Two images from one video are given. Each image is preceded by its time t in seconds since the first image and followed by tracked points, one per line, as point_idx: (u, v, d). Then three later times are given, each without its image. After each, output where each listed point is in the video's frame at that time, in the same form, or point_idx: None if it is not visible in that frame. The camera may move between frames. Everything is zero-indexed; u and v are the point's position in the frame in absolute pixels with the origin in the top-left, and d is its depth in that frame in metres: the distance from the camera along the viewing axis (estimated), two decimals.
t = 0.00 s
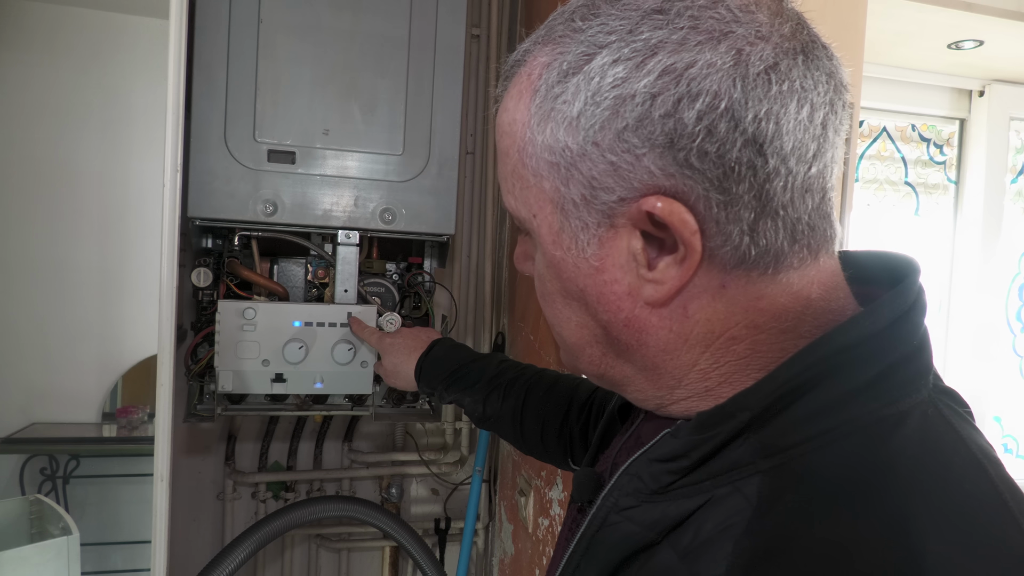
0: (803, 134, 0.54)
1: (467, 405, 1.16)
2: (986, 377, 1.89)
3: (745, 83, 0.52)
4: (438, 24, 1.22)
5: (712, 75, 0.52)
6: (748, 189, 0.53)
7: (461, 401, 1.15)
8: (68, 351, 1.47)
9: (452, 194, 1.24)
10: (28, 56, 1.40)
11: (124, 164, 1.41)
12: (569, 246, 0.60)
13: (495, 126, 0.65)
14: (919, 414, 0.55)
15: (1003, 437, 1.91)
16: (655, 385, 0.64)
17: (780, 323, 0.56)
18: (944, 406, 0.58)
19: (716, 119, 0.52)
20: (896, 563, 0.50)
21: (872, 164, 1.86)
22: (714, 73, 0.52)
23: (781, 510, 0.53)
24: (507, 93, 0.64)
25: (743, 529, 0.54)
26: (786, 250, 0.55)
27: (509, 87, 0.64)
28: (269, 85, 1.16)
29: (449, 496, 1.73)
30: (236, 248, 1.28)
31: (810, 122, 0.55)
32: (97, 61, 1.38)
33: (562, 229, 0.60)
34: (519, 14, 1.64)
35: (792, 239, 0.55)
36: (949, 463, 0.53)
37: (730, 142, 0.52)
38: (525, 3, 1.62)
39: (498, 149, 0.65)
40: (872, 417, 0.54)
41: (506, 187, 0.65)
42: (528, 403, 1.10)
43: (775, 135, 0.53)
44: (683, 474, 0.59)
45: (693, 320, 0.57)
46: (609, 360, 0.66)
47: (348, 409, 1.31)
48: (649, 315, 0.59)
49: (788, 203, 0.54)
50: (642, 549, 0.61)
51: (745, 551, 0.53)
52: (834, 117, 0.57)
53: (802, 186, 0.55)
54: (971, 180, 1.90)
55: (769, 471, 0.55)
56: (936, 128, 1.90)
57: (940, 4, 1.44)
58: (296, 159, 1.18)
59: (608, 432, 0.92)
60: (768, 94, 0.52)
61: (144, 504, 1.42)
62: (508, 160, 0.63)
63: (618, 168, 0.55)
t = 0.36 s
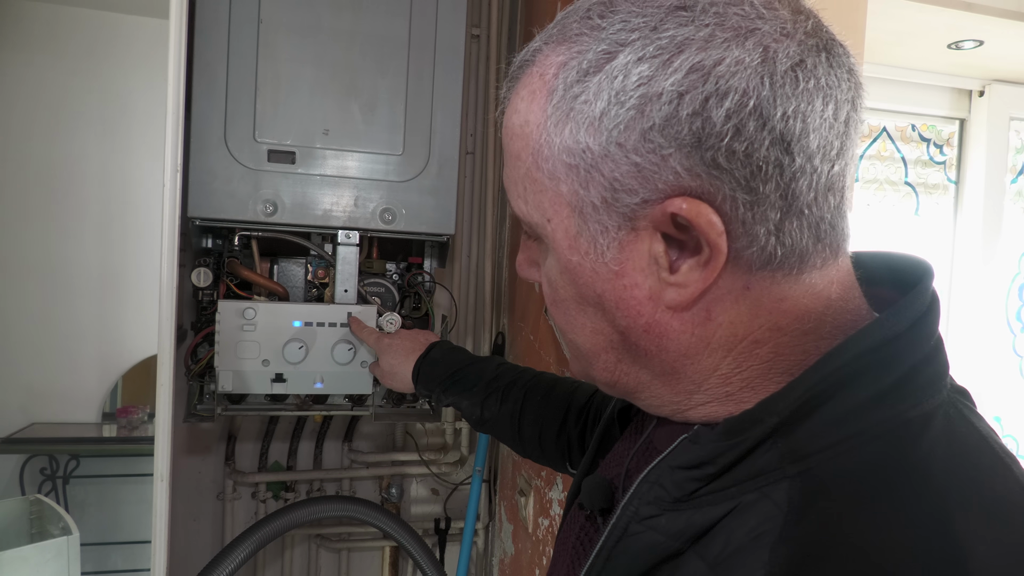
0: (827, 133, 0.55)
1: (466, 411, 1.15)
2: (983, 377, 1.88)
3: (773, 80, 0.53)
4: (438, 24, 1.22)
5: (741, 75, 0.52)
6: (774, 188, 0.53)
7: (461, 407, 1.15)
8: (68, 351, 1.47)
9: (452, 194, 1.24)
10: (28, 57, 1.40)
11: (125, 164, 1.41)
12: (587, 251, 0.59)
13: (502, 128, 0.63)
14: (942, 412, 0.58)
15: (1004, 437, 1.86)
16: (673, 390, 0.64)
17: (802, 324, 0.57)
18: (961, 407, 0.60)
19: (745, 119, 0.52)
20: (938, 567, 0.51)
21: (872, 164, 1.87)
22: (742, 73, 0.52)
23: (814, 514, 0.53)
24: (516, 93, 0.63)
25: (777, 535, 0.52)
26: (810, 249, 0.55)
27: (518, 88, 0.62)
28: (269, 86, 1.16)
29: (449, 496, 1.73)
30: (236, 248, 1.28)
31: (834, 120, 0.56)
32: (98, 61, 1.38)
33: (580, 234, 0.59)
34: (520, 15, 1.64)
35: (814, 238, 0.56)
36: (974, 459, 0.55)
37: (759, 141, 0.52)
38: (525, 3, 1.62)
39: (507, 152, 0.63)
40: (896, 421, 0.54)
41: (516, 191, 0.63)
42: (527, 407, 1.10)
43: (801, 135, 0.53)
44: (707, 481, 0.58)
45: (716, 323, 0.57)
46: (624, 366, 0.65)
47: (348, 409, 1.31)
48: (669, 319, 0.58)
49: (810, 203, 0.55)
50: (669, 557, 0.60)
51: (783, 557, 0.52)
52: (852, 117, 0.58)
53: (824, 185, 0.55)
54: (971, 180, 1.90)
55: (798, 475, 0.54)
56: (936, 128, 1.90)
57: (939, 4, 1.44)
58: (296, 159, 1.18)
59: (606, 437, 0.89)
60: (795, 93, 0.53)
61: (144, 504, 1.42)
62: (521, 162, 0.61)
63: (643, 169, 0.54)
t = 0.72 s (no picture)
0: (840, 134, 0.55)
1: (449, 414, 1.14)
2: (982, 377, 1.87)
3: (789, 78, 0.52)
4: (438, 24, 1.22)
5: (758, 71, 0.52)
6: (786, 187, 0.53)
7: (444, 410, 1.14)
8: (68, 351, 1.47)
9: (452, 194, 1.24)
10: (28, 57, 1.40)
11: (125, 164, 1.41)
12: (593, 245, 0.59)
13: (510, 117, 0.63)
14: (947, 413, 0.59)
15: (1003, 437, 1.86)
16: (678, 391, 0.64)
17: (808, 325, 0.57)
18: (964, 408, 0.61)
19: (760, 115, 0.52)
20: (959, 569, 0.51)
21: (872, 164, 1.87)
22: (760, 69, 0.52)
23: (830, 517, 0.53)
24: (525, 83, 0.62)
25: (791, 543, 0.53)
26: (818, 250, 0.55)
27: (528, 79, 0.62)
28: (269, 85, 1.15)
29: (449, 496, 1.73)
30: (236, 248, 1.28)
31: (848, 119, 0.56)
32: (98, 60, 1.38)
33: (586, 227, 0.58)
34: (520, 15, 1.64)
35: (822, 239, 0.56)
36: (983, 459, 0.56)
37: (773, 138, 0.52)
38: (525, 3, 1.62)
39: (515, 142, 0.62)
40: (902, 425, 0.55)
41: (521, 183, 0.62)
42: (512, 408, 1.10)
43: (814, 134, 0.53)
44: (716, 488, 0.58)
45: (722, 322, 0.57)
46: (626, 364, 0.65)
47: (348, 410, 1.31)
48: (675, 317, 0.58)
49: (820, 203, 0.55)
50: (679, 566, 0.59)
51: (797, 565, 0.52)
52: (864, 118, 0.58)
53: (834, 186, 0.56)
54: (971, 180, 1.90)
55: (809, 481, 0.53)
56: (936, 128, 1.90)
57: (940, 4, 1.43)
58: (296, 159, 1.18)
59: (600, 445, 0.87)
60: (811, 91, 0.53)
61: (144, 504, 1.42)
62: (530, 154, 0.60)
63: (654, 164, 0.54)
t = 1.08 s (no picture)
0: (829, 126, 0.55)
1: (415, 404, 1.13)
2: (982, 376, 1.87)
3: (781, 69, 0.53)
4: (438, 23, 1.22)
5: (750, 61, 0.52)
6: (777, 177, 0.53)
7: (409, 401, 1.13)
8: (68, 351, 1.47)
9: (452, 194, 1.24)
10: (28, 56, 1.40)
11: (125, 163, 1.41)
12: (587, 232, 0.59)
13: (508, 106, 0.63)
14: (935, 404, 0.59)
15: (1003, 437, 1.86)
16: (669, 380, 0.63)
17: (796, 318, 0.57)
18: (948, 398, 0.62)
19: (752, 105, 0.52)
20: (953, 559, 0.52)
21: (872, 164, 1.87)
22: (751, 59, 0.52)
23: (825, 511, 0.53)
24: (523, 73, 0.62)
25: (789, 535, 0.53)
26: (807, 241, 0.55)
27: (526, 69, 0.62)
28: (270, 85, 1.15)
29: (449, 496, 1.73)
30: (237, 248, 1.28)
31: (838, 113, 0.56)
32: (98, 59, 1.38)
33: (581, 215, 0.58)
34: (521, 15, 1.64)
35: (812, 231, 0.56)
36: (972, 450, 0.57)
37: (763, 128, 0.52)
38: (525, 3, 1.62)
39: (512, 130, 0.62)
40: (894, 417, 0.56)
41: (517, 171, 0.62)
42: (479, 395, 1.09)
43: (805, 125, 0.53)
44: (713, 484, 0.57)
45: (714, 312, 0.57)
46: (621, 355, 0.64)
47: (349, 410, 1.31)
48: (668, 306, 0.58)
49: (811, 194, 0.55)
50: (678, 563, 0.59)
51: (796, 557, 0.52)
52: (856, 113, 0.58)
53: (825, 178, 0.56)
54: (971, 180, 1.90)
55: (804, 474, 0.54)
56: (936, 128, 1.90)
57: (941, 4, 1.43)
58: (296, 159, 1.18)
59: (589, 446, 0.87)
60: (802, 82, 0.53)
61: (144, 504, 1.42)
62: (526, 142, 0.60)
63: (649, 152, 0.54)
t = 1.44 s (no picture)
0: (830, 124, 0.55)
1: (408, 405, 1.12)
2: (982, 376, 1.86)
3: (784, 63, 0.53)
4: (438, 24, 1.22)
5: (754, 53, 0.52)
6: (774, 170, 0.53)
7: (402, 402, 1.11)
8: (67, 350, 1.47)
9: (452, 194, 1.24)
10: (28, 56, 1.40)
11: (124, 163, 1.41)
12: (586, 216, 0.59)
13: (515, 89, 0.63)
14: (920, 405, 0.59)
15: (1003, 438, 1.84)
16: (661, 371, 0.63)
17: (789, 312, 0.57)
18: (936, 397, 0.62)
19: (753, 97, 0.52)
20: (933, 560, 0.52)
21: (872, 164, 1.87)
22: (756, 51, 0.52)
23: (807, 511, 0.53)
24: (532, 58, 0.62)
25: (772, 535, 0.53)
26: (802, 236, 0.55)
27: (534, 54, 0.62)
28: (270, 85, 1.15)
29: (449, 496, 1.73)
30: (237, 248, 1.28)
31: (838, 111, 0.56)
32: (97, 59, 1.38)
33: (580, 199, 0.58)
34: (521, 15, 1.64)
35: (807, 227, 0.56)
36: (955, 450, 0.56)
37: (763, 120, 0.52)
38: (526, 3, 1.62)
39: (518, 112, 0.62)
40: (875, 419, 0.56)
41: (520, 154, 0.62)
42: (468, 396, 1.06)
43: (806, 120, 0.53)
44: (700, 485, 0.58)
45: (707, 303, 0.57)
46: (613, 345, 0.64)
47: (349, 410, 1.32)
48: (662, 295, 0.58)
49: (807, 189, 0.55)
50: (666, 564, 0.59)
51: (778, 558, 0.52)
52: (857, 112, 0.58)
53: (822, 176, 0.56)
54: (971, 180, 1.90)
55: (789, 474, 0.54)
56: (936, 128, 1.90)
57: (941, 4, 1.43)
58: (296, 159, 1.18)
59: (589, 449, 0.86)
60: (805, 77, 0.53)
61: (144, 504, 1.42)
62: (530, 125, 0.60)
63: (649, 138, 0.54)
